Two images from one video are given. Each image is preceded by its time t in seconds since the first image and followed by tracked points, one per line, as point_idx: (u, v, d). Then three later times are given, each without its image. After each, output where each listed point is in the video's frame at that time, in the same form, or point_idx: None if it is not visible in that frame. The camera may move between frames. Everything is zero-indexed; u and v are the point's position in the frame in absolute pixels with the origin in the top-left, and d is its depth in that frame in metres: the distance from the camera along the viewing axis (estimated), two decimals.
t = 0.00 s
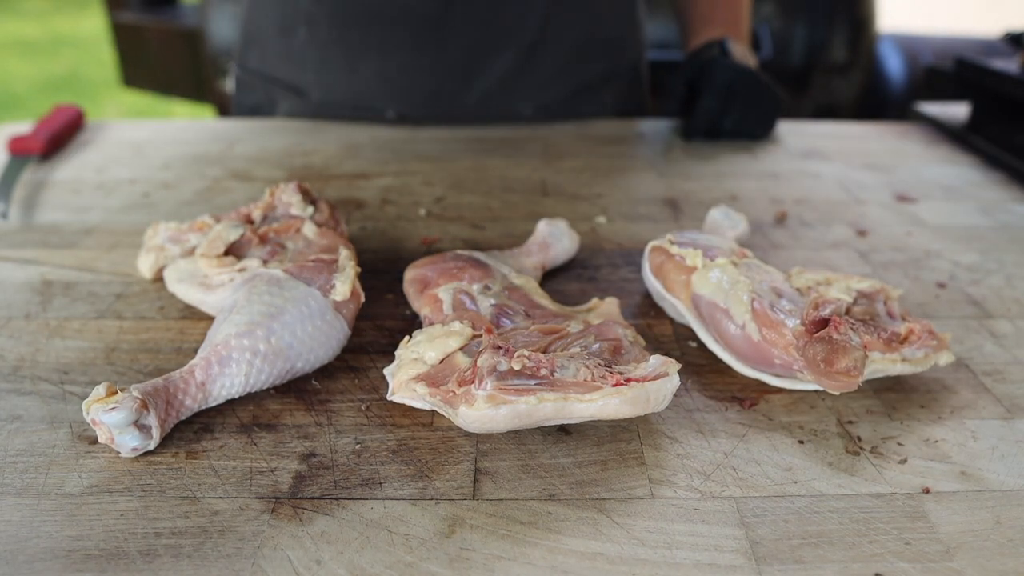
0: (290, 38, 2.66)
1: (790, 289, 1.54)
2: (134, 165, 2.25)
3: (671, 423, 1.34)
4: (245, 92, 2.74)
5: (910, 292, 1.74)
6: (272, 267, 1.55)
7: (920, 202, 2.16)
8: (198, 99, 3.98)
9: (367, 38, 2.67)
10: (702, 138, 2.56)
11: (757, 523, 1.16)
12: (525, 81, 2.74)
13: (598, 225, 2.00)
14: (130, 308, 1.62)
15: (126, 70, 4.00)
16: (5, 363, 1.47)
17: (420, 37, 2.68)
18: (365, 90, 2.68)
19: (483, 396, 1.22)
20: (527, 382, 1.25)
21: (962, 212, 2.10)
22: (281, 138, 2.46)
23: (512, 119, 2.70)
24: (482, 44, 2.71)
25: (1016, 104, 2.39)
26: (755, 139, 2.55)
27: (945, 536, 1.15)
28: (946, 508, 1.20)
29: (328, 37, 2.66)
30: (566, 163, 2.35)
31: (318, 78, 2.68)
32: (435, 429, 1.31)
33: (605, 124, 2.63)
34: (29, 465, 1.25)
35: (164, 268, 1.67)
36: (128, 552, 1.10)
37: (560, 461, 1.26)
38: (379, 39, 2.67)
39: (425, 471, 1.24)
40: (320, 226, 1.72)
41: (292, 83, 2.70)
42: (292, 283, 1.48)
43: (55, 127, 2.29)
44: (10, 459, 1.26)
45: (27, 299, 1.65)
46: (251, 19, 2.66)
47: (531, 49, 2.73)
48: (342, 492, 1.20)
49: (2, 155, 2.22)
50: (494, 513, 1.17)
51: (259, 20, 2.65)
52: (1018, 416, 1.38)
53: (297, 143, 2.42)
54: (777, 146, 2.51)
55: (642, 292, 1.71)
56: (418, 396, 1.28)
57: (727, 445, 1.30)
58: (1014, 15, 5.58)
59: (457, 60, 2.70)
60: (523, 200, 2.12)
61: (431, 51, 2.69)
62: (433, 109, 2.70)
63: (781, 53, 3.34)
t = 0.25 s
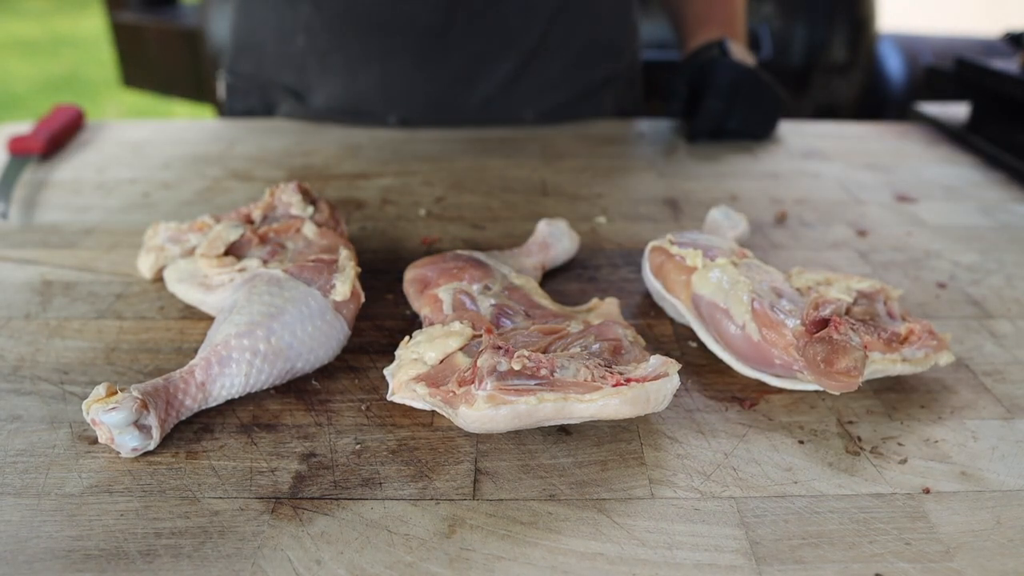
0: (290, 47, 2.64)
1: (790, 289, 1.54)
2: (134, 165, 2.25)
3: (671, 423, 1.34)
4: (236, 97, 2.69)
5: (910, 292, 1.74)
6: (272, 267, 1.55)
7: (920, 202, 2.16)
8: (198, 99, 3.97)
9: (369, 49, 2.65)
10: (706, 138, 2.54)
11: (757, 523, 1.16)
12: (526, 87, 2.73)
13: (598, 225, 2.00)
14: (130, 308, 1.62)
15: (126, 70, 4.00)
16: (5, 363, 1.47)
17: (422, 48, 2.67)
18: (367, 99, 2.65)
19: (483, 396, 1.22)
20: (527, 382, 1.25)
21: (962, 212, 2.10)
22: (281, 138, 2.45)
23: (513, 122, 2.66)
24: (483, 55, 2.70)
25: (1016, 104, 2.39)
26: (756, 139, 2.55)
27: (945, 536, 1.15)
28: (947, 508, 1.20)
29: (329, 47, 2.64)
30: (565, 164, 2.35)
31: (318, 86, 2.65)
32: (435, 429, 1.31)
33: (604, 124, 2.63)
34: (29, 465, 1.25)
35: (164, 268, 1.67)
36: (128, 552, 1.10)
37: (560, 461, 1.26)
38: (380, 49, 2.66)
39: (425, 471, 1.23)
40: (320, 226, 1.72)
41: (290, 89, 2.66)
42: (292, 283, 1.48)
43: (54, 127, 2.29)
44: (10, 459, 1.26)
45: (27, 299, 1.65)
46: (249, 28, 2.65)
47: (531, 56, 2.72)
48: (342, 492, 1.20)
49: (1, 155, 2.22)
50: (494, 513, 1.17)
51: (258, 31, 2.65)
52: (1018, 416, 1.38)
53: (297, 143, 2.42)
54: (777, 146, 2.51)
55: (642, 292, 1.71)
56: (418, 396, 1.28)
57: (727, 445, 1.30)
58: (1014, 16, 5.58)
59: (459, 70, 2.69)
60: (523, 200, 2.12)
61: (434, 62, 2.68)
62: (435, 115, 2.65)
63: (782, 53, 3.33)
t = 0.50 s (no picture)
0: (286, 56, 2.58)
1: (790, 289, 1.54)
2: (134, 165, 2.25)
3: (671, 423, 1.34)
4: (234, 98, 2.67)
5: (910, 292, 1.74)
6: (271, 267, 1.55)
7: (920, 202, 2.16)
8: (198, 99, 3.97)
9: (367, 57, 2.58)
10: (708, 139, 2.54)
11: (757, 523, 1.16)
12: (526, 91, 2.68)
13: (598, 225, 2.00)
14: (130, 308, 1.62)
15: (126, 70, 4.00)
16: (5, 363, 1.47)
17: (422, 56, 2.60)
18: (367, 107, 2.60)
19: (483, 396, 1.22)
20: (527, 383, 1.25)
21: (962, 212, 2.10)
22: (281, 138, 2.45)
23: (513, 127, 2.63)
24: (483, 61, 2.64)
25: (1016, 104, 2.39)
26: (756, 139, 2.55)
27: (945, 536, 1.15)
28: (947, 508, 1.20)
29: (326, 55, 2.57)
30: (565, 164, 2.35)
31: (316, 93, 2.60)
32: (435, 429, 1.31)
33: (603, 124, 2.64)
34: (29, 465, 1.25)
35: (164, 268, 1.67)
36: (128, 553, 1.10)
37: (560, 461, 1.26)
38: (379, 58, 2.59)
39: (425, 471, 1.23)
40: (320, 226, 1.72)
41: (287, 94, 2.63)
42: (292, 283, 1.48)
43: (54, 127, 2.29)
44: (10, 459, 1.26)
45: (27, 299, 1.65)
46: (244, 34, 2.60)
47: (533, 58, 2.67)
48: (342, 492, 1.20)
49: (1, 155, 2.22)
50: (493, 513, 1.17)
51: (253, 37, 2.59)
52: (1018, 416, 1.38)
53: (297, 143, 2.42)
54: (777, 146, 2.51)
55: (642, 292, 1.71)
56: (418, 397, 1.28)
57: (727, 445, 1.30)
58: (1013, 16, 5.58)
59: (459, 77, 2.63)
60: (523, 200, 2.12)
61: (433, 68, 2.62)
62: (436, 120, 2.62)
63: (781, 53, 3.34)
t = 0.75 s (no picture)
0: (285, 59, 2.57)
1: (790, 289, 1.54)
2: (134, 165, 2.25)
3: (671, 423, 1.34)
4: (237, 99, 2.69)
5: (910, 292, 1.74)
6: (271, 267, 1.55)
7: (920, 202, 2.16)
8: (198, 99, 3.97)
9: (367, 64, 2.56)
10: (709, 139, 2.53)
11: (757, 523, 1.16)
12: (526, 92, 2.68)
13: (598, 225, 2.00)
14: (130, 308, 1.62)
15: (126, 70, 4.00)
16: (5, 363, 1.47)
17: (422, 59, 2.59)
18: (367, 112, 2.60)
19: (482, 396, 1.22)
20: (527, 383, 1.25)
21: (962, 212, 2.10)
22: (281, 138, 2.45)
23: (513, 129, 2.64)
24: (483, 65, 2.63)
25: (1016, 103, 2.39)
26: (755, 139, 2.55)
27: (945, 537, 1.15)
28: (947, 508, 1.20)
29: (325, 59, 2.56)
30: (565, 164, 2.35)
31: (315, 97, 2.59)
32: (435, 429, 1.31)
33: (603, 124, 2.64)
34: (29, 465, 1.25)
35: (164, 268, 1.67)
36: (128, 553, 1.10)
37: (560, 461, 1.26)
38: (379, 64, 2.57)
39: (425, 471, 1.23)
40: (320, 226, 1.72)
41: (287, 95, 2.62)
42: (291, 283, 1.48)
43: (54, 127, 2.29)
44: (10, 459, 1.26)
45: (27, 299, 1.65)
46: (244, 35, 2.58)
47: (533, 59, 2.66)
48: (342, 492, 1.20)
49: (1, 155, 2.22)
50: (493, 513, 1.17)
51: (252, 40, 2.58)
52: (1018, 416, 1.38)
53: (297, 143, 2.42)
54: (777, 146, 2.51)
55: (641, 292, 1.71)
56: (418, 397, 1.28)
57: (727, 445, 1.30)
58: (1013, 15, 5.59)
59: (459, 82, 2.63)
60: (523, 200, 2.12)
61: (433, 72, 2.60)
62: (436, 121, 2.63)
63: (781, 52, 3.34)
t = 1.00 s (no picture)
0: (285, 60, 2.57)
1: (790, 289, 1.54)
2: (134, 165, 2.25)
3: (671, 423, 1.34)
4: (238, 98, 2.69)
5: (910, 292, 1.74)
6: (271, 267, 1.55)
7: (920, 202, 2.16)
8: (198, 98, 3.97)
9: (366, 64, 2.55)
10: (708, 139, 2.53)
11: (757, 524, 1.16)
12: (527, 92, 2.68)
13: (598, 225, 2.00)
14: (130, 308, 1.62)
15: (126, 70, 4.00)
16: (5, 363, 1.47)
17: (422, 60, 2.57)
18: (366, 112, 2.60)
19: (482, 396, 1.22)
20: (527, 383, 1.25)
21: (962, 212, 2.10)
22: (281, 138, 2.45)
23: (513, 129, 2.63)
24: (483, 66, 2.62)
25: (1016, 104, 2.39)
26: (755, 139, 2.55)
27: (945, 537, 1.15)
28: (947, 508, 1.20)
29: (325, 59, 2.55)
30: (565, 164, 2.35)
31: (315, 98, 2.59)
32: (435, 429, 1.31)
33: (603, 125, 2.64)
34: (29, 465, 1.25)
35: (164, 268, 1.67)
36: (128, 553, 1.10)
37: (560, 461, 1.26)
38: (378, 64, 2.56)
39: (425, 471, 1.23)
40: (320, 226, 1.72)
41: (287, 96, 2.62)
42: (291, 283, 1.48)
43: (54, 127, 2.29)
44: (10, 459, 1.26)
45: (27, 299, 1.65)
46: (244, 36, 2.59)
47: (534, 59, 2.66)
48: (342, 492, 1.20)
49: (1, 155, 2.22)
50: (493, 513, 1.17)
51: (252, 40, 2.58)
52: (1018, 416, 1.38)
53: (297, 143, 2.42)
54: (777, 146, 2.51)
55: (641, 292, 1.71)
56: (418, 397, 1.28)
57: (727, 445, 1.30)
58: (1013, 15, 5.59)
59: (458, 83, 2.62)
60: (523, 200, 2.12)
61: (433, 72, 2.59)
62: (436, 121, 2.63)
63: (781, 52, 3.35)
